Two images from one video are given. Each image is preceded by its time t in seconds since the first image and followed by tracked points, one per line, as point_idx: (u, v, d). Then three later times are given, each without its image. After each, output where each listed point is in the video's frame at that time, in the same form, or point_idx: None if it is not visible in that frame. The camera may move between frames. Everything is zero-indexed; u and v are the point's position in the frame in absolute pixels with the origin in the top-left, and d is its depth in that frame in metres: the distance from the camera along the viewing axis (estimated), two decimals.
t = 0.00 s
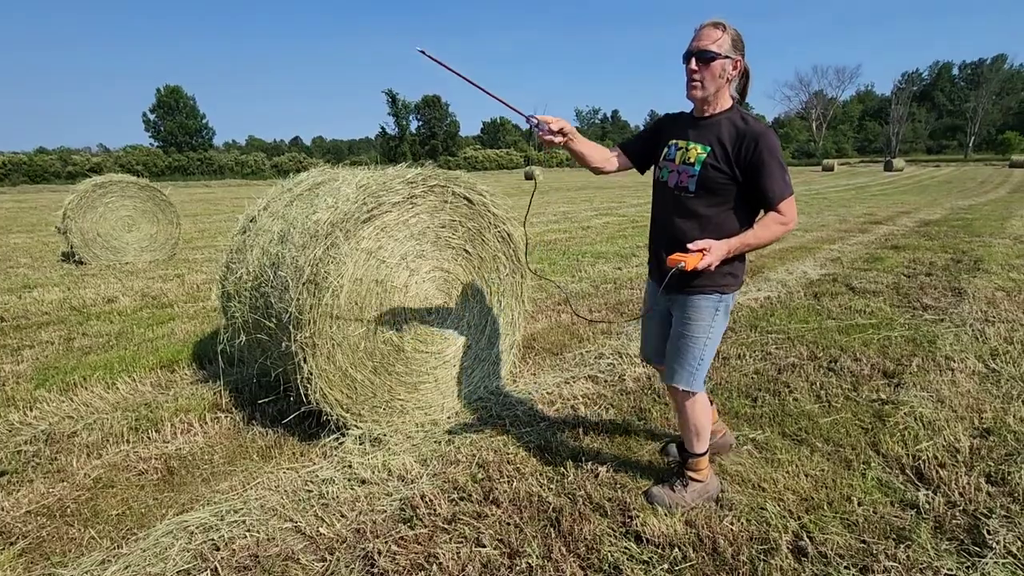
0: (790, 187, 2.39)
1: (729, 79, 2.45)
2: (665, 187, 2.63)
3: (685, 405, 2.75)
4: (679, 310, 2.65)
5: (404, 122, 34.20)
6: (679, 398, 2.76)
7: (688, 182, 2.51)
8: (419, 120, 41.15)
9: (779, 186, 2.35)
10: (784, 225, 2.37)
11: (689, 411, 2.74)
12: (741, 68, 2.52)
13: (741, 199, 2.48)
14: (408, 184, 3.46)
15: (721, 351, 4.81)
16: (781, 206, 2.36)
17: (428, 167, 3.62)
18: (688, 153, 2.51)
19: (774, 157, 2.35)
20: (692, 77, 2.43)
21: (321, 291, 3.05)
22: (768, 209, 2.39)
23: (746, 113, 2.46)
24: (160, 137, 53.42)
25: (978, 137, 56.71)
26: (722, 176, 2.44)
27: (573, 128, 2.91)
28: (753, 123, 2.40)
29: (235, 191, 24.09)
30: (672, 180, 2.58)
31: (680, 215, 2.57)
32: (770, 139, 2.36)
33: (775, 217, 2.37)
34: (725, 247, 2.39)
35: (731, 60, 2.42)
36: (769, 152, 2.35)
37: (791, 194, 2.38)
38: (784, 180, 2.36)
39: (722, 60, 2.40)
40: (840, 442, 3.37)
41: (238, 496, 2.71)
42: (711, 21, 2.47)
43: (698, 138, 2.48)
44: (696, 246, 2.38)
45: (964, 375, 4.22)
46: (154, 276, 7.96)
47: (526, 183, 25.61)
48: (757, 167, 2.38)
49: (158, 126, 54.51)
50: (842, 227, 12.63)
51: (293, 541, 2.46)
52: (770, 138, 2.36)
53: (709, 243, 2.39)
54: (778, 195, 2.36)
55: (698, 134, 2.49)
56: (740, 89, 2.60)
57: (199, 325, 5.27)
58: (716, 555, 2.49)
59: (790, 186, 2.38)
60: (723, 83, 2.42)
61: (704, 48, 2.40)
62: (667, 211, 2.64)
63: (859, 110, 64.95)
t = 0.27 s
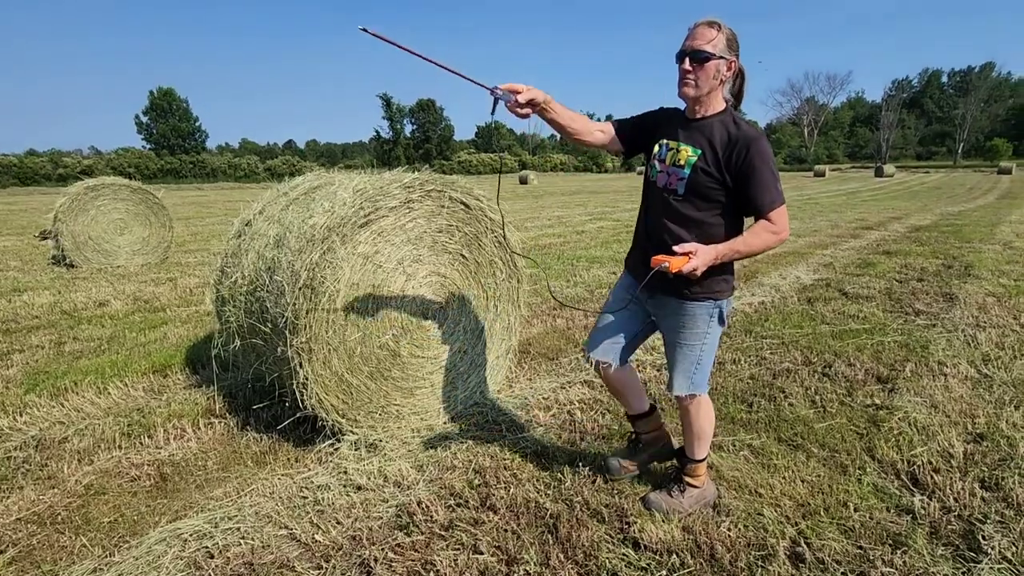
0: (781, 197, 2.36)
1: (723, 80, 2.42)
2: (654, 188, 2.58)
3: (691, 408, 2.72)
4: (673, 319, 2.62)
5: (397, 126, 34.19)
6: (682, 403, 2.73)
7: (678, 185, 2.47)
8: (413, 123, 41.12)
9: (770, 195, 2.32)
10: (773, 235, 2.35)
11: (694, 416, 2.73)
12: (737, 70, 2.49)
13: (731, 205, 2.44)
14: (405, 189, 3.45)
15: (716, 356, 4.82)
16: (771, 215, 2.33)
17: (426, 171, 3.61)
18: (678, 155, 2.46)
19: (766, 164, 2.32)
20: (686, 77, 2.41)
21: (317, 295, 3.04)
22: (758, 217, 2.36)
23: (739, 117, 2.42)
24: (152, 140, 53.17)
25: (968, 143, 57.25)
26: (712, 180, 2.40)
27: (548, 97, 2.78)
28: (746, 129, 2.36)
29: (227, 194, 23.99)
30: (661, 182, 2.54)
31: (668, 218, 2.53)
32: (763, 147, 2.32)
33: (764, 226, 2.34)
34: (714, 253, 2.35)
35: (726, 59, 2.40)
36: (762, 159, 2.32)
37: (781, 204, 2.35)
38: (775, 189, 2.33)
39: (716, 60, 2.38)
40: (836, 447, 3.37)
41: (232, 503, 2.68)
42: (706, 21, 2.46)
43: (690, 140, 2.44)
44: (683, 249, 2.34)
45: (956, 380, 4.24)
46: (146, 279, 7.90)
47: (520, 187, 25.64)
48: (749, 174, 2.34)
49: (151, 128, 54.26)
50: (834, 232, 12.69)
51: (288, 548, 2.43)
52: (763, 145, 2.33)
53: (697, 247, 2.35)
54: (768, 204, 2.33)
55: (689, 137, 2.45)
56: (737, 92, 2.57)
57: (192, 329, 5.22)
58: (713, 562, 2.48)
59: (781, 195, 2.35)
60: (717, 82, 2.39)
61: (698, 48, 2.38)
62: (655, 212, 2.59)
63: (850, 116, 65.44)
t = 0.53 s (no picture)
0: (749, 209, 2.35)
1: (690, 89, 2.36)
2: (624, 197, 2.53)
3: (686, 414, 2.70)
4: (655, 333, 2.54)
5: (392, 130, 34.19)
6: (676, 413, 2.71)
7: (649, 194, 2.42)
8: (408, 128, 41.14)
9: (739, 207, 2.31)
10: (741, 247, 2.33)
11: (687, 425, 2.71)
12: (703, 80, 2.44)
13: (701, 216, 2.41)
14: (401, 194, 3.45)
15: (711, 362, 4.82)
16: (740, 227, 2.32)
17: (422, 177, 3.61)
18: (649, 164, 2.41)
19: (736, 176, 2.30)
20: (652, 85, 2.34)
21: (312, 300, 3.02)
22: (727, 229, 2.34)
23: (708, 128, 2.40)
24: (146, 143, 53.00)
25: (959, 151, 57.73)
26: (684, 190, 2.37)
27: (504, 91, 2.59)
28: (716, 140, 2.34)
29: (221, 198, 23.89)
30: (632, 191, 2.48)
31: (638, 227, 2.48)
32: (733, 158, 2.31)
33: (733, 237, 2.32)
34: (682, 260, 2.32)
35: (692, 69, 2.34)
36: (733, 171, 2.30)
37: (749, 217, 2.34)
38: (744, 202, 2.32)
39: (682, 69, 2.32)
40: (830, 453, 3.37)
41: (224, 509, 2.66)
42: (673, 29, 2.40)
43: (661, 149, 2.40)
44: (651, 253, 2.30)
45: (949, 386, 4.26)
46: (139, 283, 7.85)
47: (515, 192, 25.66)
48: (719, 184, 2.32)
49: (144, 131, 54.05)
50: (827, 239, 12.75)
51: (281, 555, 2.41)
52: (734, 157, 2.31)
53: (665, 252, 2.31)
54: (738, 215, 2.31)
55: (660, 145, 2.41)
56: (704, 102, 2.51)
57: (185, 334, 5.18)
58: (708, 568, 2.48)
59: (749, 208, 2.34)
60: (684, 91, 2.33)
61: (664, 56, 2.32)
62: (625, 221, 2.54)
63: (842, 123, 65.89)
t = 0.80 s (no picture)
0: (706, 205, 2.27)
1: (636, 94, 2.30)
2: (578, 206, 2.44)
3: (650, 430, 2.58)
4: (613, 350, 2.44)
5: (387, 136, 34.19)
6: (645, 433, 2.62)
7: (604, 200, 2.34)
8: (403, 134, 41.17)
9: (694, 203, 2.23)
10: (701, 245, 2.24)
11: (661, 441, 2.64)
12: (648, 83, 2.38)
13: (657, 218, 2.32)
14: (396, 200, 3.44)
15: (705, 369, 4.82)
16: (698, 223, 2.24)
17: (417, 183, 3.61)
18: (601, 170, 2.33)
19: (688, 172, 2.23)
20: (596, 92, 2.29)
21: (306, 305, 3.01)
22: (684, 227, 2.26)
23: (657, 128, 2.32)
24: (140, 148, 52.82)
25: (950, 160, 58.21)
26: (638, 193, 2.28)
27: (449, 94, 2.51)
28: (666, 138, 2.27)
29: (215, 203, 23.80)
30: (586, 199, 2.39)
31: (593, 235, 2.39)
32: (684, 155, 2.24)
33: (691, 235, 2.24)
34: (639, 263, 2.23)
35: (635, 74, 2.28)
36: (685, 168, 2.23)
37: (706, 212, 2.26)
38: (699, 198, 2.24)
39: (624, 74, 2.26)
40: (824, 460, 3.37)
41: (215, 517, 2.63)
42: (615, 34, 2.34)
43: (612, 153, 2.31)
44: (608, 257, 2.22)
45: (941, 393, 4.27)
46: (131, 289, 7.79)
47: (510, 198, 25.68)
48: (672, 183, 2.25)
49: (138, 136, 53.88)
50: (821, 246, 12.80)
51: (273, 564, 2.39)
52: (684, 154, 2.24)
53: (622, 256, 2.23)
54: (694, 211, 2.23)
55: (610, 150, 2.33)
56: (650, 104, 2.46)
57: (178, 340, 5.15)
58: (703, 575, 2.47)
59: (705, 203, 2.27)
60: (627, 96, 2.27)
61: (606, 62, 2.26)
62: (580, 231, 2.44)
63: (835, 132, 66.36)
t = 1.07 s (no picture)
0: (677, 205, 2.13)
1: (599, 98, 2.14)
2: (545, 212, 2.28)
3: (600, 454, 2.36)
4: (570, 350, 2.29)
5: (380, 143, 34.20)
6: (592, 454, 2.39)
7: (572, 205, 2.17)
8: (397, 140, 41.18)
9: (665, 203, 2.09)
10: (672, 245, 2.11)
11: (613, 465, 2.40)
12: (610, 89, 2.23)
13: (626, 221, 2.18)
14: (390, 207, 3.44)
15: (698, 376, 4.82)
16: (669, 224, 2.10)
17: (411, 190, 3.61)
18: (567, 174, 2.17)
19: (658, 172, 2.08)
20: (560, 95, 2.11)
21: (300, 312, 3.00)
22: (654, 228, 2.12)
23: (625, 129, 2.17)
24: (131, 154, 52.58)
25: (938, 169, 58.81)
26: (604, 195, 2.13)
27: (405, 107, 2.38)
28: (633, 139, 2.13)
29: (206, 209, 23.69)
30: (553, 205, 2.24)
31: (559, 240, 2.23)
32: (652, 155, 2.10)
33: (661, 236, 2.10)
34: (607, 267, 2.08)
35: (601, 78, 2.13)
36: (653, 168, 2.08)
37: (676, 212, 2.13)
38: (670, 198, 2.10)
39: (589, 78, 2.09)
40: (816, 467, 3.38)
41: (205, 527, 2.60)
42: (577, 34, 2.16)
43: (577, 156, 2.16)
44: (575, 260, 2.08)
45: (932, 400, 4.29)
46: (121, 295, 7.74)
47: (503, 206, 25.71)
48: (641, 184, 2.10)
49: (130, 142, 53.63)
50: (811, 254, 12.88)
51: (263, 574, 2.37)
52: (652, 153, 2.10)
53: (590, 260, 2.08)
54: (664, 212, 2.09)
55: (576, 153, 2.18)
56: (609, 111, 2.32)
57: (169, 347, 5.11)
58: None
59: (676, 203, 2.12)
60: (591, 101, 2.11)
61: (570, 65, 2.09)
62: (546, 238, 2.29)
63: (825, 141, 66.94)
